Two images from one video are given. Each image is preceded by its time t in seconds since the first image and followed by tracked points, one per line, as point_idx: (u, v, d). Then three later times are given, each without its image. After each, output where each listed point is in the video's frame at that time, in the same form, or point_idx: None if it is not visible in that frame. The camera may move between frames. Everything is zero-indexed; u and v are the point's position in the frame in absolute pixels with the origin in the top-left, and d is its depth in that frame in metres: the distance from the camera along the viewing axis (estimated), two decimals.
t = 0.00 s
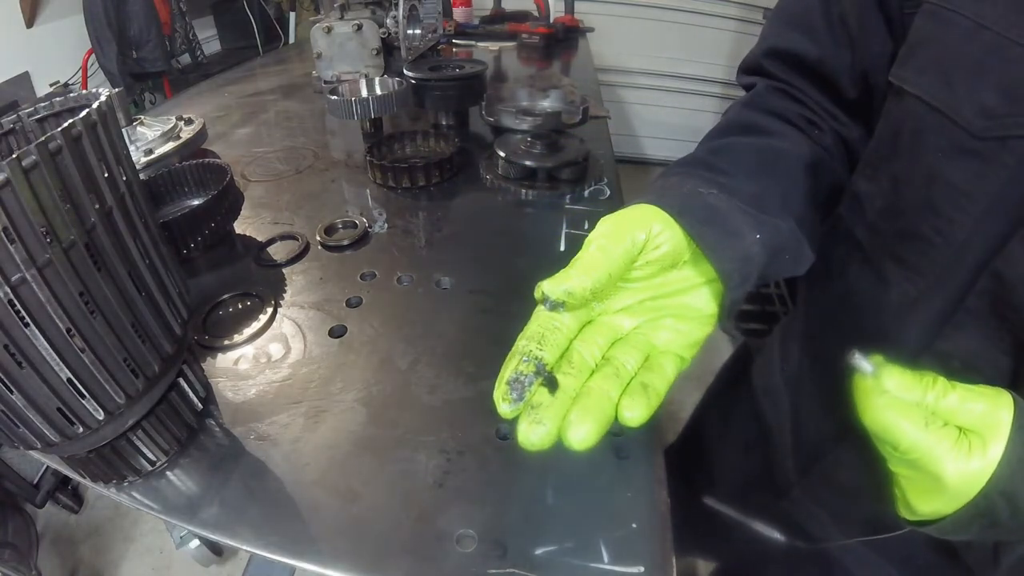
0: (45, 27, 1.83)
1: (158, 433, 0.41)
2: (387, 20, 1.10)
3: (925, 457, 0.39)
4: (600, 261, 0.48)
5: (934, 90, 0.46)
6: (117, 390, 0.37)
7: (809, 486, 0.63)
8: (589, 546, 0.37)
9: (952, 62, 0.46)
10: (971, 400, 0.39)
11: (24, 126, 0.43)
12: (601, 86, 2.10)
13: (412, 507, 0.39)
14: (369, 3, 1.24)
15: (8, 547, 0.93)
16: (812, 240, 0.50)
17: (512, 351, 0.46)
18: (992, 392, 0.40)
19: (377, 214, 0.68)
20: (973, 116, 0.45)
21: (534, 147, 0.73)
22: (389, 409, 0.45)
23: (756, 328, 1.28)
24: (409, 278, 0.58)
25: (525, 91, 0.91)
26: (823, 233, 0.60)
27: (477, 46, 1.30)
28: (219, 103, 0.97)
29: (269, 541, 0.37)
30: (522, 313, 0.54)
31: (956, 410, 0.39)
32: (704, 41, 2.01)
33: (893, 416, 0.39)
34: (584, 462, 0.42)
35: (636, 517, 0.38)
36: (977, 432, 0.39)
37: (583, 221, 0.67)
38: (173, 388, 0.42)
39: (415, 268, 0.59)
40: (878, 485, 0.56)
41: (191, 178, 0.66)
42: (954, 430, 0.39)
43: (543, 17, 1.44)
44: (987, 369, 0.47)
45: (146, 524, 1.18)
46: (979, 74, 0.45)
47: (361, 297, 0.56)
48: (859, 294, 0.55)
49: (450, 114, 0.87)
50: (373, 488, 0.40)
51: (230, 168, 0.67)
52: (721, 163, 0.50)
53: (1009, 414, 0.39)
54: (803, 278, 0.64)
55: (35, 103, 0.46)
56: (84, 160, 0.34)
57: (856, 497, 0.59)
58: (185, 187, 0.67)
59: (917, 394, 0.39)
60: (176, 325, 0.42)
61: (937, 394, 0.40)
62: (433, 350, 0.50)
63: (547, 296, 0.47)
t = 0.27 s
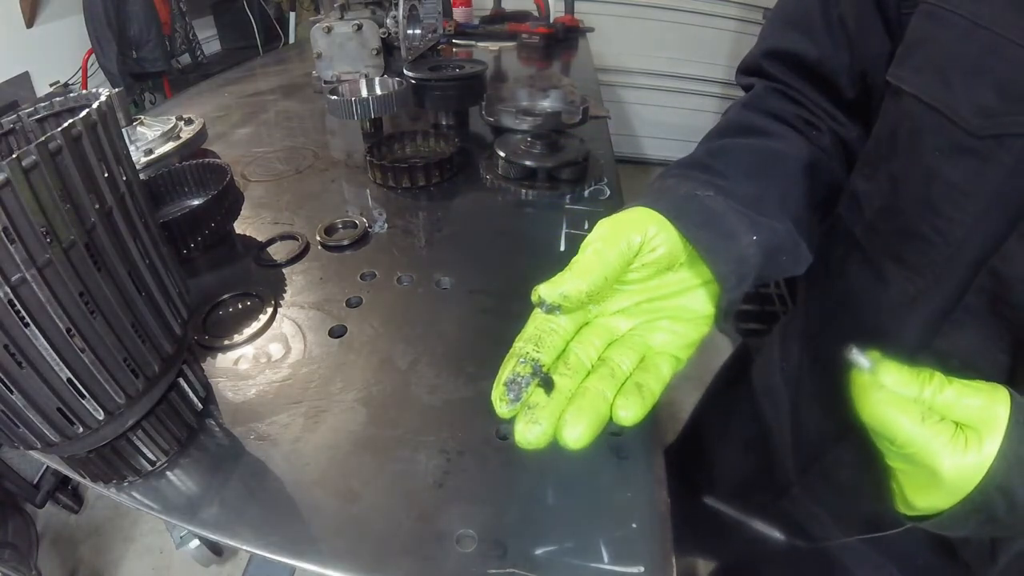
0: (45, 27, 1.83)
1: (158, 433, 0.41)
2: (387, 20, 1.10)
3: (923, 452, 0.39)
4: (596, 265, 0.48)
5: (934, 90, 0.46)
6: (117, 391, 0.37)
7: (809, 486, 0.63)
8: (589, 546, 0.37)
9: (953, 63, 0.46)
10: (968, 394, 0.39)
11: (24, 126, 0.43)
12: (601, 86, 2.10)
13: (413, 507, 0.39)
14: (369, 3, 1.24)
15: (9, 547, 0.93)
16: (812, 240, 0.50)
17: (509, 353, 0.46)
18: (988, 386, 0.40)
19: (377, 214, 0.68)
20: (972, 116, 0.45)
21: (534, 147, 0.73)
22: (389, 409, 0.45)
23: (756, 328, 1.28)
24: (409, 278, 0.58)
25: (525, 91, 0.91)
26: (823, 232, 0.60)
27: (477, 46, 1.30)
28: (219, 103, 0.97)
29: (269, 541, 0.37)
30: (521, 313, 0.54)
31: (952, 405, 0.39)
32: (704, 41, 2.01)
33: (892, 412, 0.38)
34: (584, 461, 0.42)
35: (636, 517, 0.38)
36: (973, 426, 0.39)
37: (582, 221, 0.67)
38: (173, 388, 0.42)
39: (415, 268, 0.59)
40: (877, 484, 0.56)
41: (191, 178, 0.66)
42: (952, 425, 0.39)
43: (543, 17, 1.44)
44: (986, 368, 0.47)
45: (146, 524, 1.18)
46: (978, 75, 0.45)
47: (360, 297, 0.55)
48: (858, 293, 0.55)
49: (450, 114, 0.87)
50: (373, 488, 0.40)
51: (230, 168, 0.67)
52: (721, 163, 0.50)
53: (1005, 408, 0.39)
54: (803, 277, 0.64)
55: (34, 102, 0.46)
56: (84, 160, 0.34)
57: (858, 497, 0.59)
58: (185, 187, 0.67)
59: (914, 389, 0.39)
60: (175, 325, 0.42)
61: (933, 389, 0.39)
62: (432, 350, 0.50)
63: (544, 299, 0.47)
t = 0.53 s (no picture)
0: (45, 27, 1.83)
1: (158, 433, 0.41)
2: (387, 20, 1.10)
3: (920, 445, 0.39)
4: (598, 257, 0.48)
5: (933, 90, 0.46)
6: (117, 391, 0.37)
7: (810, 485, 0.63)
8: (589, 546, 0.37)
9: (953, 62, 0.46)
10: (969, 390, 0.39)
11: (24, 126, 0.43)
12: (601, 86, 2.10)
13: (413, 507, 0.39)
14: (369, 3, 1.24)
15: (9, 547, 0.93)
16: (812, 239, 0.50)
17: (511, 345, 0.46)
18: (987, 381, 0.40)
19: (377, 214, 0.68)
20: (972, 116, 0.45)
21: (534, 147, 0.73)
22: (389, 409, 0.45)
23: (756, 328, 1.28)
24: (409, 278, 0.58)
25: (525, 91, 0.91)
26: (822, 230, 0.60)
27: (477, 46, 1.30)
28: (219, 103, 0.97)
29: (269, 541, 0.37)
30: (521, 313, 0.54)
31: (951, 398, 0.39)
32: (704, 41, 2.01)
33: (890, 406, 0.39)
34: (584, 460, 0.42)
35: (636, 517, 0.38)
36: (972, 421, 0.39)
37: (582, 221, 0.67)
38: (173, 388, 0.42)
39: (415, 268, 0.59)
40: (878, 484, 0.56)
41: (191, 178, 0.66)
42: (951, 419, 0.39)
43: (543, 17, 1.44)
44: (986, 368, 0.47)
45: (146, 524, 1.18)
46: (978, 75, 0.45)
47: (361, 298, 0.55)
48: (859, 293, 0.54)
49: (450, 114, 0.87)
50: (374, 488, 0.40)
51: (230, 168, 0.67)
52: (721, 162, 0.50)
53: (1007, 404, 0.39)
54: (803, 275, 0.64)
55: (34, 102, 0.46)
56: (84, 160, 0.34)
57: (858, 497, 0.59)
58: (185, 187, 0.67)
59: (913, 384, 0.39)
60: (175, 325, 0.42)
61: (933, 384, 0.40)
62: (432, 350, 0.50)
63: (546, 291, 0.46)
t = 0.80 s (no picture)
0: (45, 27, 1.83)
1: (158, 433, 0.41)
2: (387, 20, 1.10)
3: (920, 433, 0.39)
4: (596, 256, 0.48)
5: (933, 90, 0.46)
6: (117, 391, 0.37)
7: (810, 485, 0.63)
8: (589, 546, 0.37)
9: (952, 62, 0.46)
10: (968, 382, 0.39)
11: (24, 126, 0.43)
12: (601, 86, 2.10)
13: (413, 507, 0.39)
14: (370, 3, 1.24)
15: (9, 547, 0.93)
16: (812, 239, 0.50)
17: (508, 343, 0.46)
18: (987, 375, 0.40)
19: (377, 214, 0.68)
20: (972, 116, 0.45)
21: (534, 147, 0.73)
22: (389, 409, 0.45)
23: (756, 328, 1.28)
24: (409, 278, 0.58)
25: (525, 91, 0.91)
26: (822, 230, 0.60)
27: (477, 46, 1.30)
28: (219, 103, 0.97)
29: (269, 541, 0.37)
30: (521, 313, 0.54)
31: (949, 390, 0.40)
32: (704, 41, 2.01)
33: (891, 394, 0.39)
34: (584, 460, 0.42)
35: (636, 517, 0.38)
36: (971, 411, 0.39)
37: (582, 220, 0.67)
38: (173, 389, 0.42)
39: (415, 268, 0.59)
40: (878, 484, 0.56)
41: (191, 178, 0.66)
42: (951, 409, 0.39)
43: (543, 17, 1.44)
44: (985, 367, 0.48)
45: (146, 524, 1.18)
46: (977, 75, 0.45)
47: (360, 298, 0.55)
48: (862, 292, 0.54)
49: (450, 114, 0.87)
50: (374, 488, 0.40)
51: (230, 168, 0.67)
52: (721, 162, 0.50)
53: (1005, 396, 0.39)
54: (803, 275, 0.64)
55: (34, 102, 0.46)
56: (84, 160, 0.34)
57: (858, 497, 0.59)
58: (185, 187, 0.67)
59: (914, 373, 0.39)
60: (175, 326, 0.42)
61: (934, 374, 0.40)
62: (432, 350, 0.50)
63: (542, 289, 0.46)
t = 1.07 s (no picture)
0: (45, 26, 1.83)
1: (158, 433, 0.41)
2: (387, 20, 1.10)
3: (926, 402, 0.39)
4: (599, 250, 0.49)
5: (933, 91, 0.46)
6: (117, 391, 0.37)
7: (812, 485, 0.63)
8: (589, 546, 0.37)
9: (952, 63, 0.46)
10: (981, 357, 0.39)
11: (24, 125, 0.43)
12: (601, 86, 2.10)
13: (413, 507, 0.39)
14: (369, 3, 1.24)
15: (9, 547, 0.93)
16: (812, 240, 0.50)
17: (510, 333, 0.47)
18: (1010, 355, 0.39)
19: (377, 214, 0.68)
20: (972, 117, 0.45)
21: (534, 147, 0.73)
22: (389, 409, 0.45)
23: (756, 328, 1.28)
24: (409, 278, 0.58)
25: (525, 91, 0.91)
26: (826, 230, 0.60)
27: (477, 46, 1.30)
28: (219, 103, 0.97)
29: (269, 541, 0.37)
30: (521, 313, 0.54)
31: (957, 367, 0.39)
32: (704, 41, 2.01)
33: (897, 364, 0.41)
34: (584, 460, 0.42)
35: (636, 517, 0.38)
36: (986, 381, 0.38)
37: (583, 220, 0.67)
38: (173, 388, 0.42)
39: (415, 268, 0.59)
40: (878, 484, 0.56)
41: (191, 178, 0.66)
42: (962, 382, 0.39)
43: (543, 17, 1.44)
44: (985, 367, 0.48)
45: (146, 524, 1.18)
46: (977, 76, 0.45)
47: (360, 297, 0.55)
48: (861, 292, 0.54)
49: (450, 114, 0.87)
50: (373, 488, 0.40)
51: (230, 168, 0.67)
52: (722, 162, 0.50)
53: None
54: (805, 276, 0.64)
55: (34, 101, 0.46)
56: (84, 160, 0.34)
57: (859, 498, 0.59)
58: (185, 187, 0.66)
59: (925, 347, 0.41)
60: (175, 326, 0.42)
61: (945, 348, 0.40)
62: (431, 350, 0.50)
63: (546, 279, 0.47)
